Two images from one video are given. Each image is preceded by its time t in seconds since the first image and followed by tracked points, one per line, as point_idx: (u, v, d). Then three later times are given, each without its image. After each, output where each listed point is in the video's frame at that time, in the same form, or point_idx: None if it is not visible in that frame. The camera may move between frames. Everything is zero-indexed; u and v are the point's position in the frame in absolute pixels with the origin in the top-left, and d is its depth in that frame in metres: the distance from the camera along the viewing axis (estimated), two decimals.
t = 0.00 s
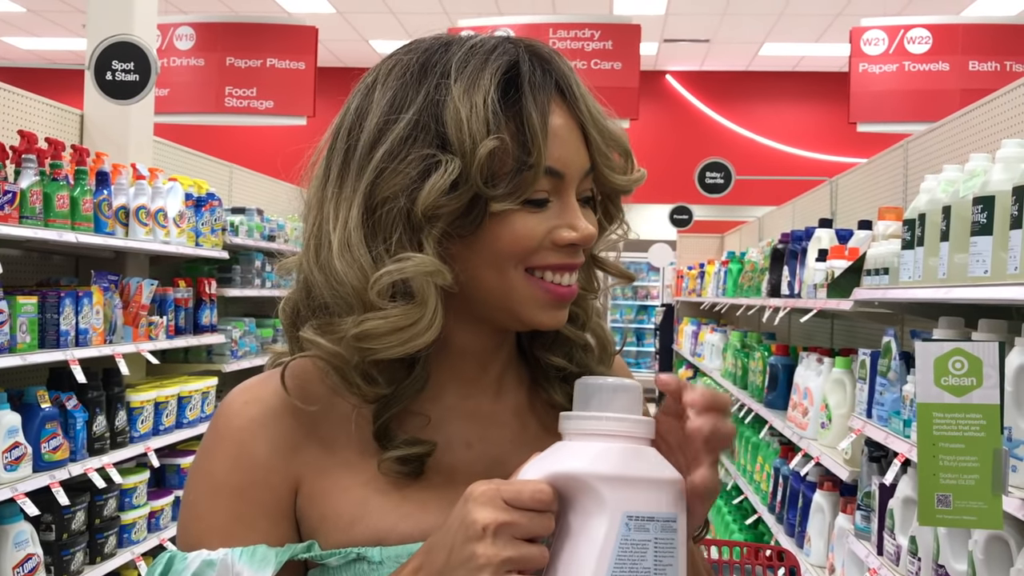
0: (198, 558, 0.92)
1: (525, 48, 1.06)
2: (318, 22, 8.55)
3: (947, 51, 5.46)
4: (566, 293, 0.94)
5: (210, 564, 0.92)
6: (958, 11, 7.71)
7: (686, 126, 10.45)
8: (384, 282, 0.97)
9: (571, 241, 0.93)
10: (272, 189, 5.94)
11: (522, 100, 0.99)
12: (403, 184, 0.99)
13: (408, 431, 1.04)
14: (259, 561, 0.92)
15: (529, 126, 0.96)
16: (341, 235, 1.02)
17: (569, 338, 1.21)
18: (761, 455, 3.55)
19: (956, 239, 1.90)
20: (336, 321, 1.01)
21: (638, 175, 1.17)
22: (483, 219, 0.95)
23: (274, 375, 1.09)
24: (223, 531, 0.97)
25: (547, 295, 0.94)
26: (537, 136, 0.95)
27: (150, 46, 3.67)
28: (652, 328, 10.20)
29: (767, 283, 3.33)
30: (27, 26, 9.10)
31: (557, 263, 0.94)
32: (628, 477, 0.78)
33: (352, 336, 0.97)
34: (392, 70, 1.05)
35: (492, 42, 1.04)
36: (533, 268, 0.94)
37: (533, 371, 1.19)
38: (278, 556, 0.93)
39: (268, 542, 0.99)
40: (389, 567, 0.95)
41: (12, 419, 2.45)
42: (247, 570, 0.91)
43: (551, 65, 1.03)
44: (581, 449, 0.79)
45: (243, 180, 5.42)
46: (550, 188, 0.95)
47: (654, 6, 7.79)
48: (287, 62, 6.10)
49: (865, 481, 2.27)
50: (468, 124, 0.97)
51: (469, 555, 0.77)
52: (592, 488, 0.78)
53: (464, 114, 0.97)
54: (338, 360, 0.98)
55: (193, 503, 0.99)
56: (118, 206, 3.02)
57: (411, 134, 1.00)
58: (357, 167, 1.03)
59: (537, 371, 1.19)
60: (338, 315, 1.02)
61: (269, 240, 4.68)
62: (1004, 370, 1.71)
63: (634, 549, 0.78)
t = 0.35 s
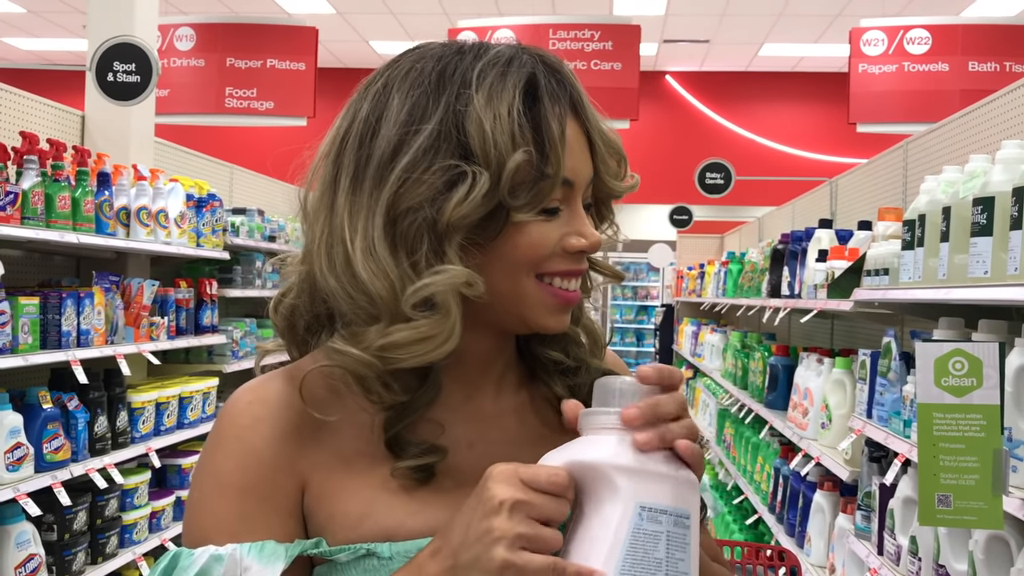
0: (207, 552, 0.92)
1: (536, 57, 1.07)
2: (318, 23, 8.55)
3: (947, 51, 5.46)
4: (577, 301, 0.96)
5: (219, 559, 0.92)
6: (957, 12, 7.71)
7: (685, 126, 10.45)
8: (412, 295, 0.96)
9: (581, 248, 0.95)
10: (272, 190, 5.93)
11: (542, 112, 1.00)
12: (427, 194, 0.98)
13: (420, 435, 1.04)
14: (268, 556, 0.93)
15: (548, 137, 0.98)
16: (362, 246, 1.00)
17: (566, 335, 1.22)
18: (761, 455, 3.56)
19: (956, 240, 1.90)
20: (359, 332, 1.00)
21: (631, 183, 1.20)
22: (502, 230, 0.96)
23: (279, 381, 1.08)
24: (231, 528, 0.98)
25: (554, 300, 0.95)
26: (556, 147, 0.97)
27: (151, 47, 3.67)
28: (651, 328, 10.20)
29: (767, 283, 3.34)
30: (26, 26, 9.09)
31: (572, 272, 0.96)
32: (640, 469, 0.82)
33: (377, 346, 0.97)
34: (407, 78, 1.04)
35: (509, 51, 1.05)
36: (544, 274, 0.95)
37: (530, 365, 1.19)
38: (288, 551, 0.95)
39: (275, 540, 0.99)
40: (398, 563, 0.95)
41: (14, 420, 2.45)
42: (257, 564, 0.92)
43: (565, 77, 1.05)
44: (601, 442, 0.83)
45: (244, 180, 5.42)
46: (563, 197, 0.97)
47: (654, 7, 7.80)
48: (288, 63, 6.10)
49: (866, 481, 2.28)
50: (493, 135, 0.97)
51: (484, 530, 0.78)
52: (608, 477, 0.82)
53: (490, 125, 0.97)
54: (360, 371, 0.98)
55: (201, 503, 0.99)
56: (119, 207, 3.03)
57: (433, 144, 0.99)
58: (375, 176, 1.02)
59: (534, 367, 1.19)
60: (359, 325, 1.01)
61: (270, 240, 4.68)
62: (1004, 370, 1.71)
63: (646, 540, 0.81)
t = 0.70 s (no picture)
0: (208, 552, 0.93)
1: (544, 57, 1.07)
2: (315, 20, 8.53)
3: (944, 47, 5.47)
4: (574, 303, 0.98)
5: (220, 557, 0.92)
6: (954, 8, 7.72)
7: (682, 123, 10.45)
8: (417, 299, 0.97)
9: (581, 252, 0.97)
10: (270, 187, 5.93)
11: (554, 116, 1.00)
12: (437, 197, 0.99)
13: (422, 431, 1.04)
14: (271, 555, 0.93)
15: (557, 142, 0.99)
16: (368, 246, 0.99)
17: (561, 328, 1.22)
18: (759, 450, 3.57)
19: (954, 235, 1.91)
20: (361, 331, 1.00)
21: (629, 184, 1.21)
22: (508, 234, 0.97)
23: (277, 377, 1.07)
24: (232, 524, 0.98)
25: (553, 301, 0.97)
26: (563, 152, 0.98)
27: (149, 45, 3.65)
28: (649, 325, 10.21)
29: (765, 279, 3.34)
30: (22, 24, 9.06)
31: (572, 276, 0.98)
32: (647, 474, 0.82)
33: (378, 346, 0.97)
34: (416, 77, 1.03)
35: (520, 53, 1.04)
36: (544, 276, 0.97)
37: (526, 358, 1.20)
38: (290, 549, 0.95)
39: (279, 538, 1.00)
40: (403, 560, 0.95)
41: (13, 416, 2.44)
42: (259, 563, 0.92)
43: (574, 81, 1.06)
44: (607, 445, 0.83)
45: (242, 178, 5.42)
46: (566, 203, 0.98)
47: (651, 4, 7.80)
48: (285, 60, 6.09)
49: (864, 475, 2.29)
50: (506, 139, 0.97)
51: (497, 539, 0.80)
52: (616, 481, 0.82)
53: (502, 129, 0.97)
54: (360, 370, 0.97)
55: (202, 500, 0.99)
56: (118, 203, 3.02)
57: (444, 147, 0.99)
58: (383, 177, 1.01)
59: (530, 360, 1.20)
60: (359, 323, 1.01)
61: (268, 237, 4.68)
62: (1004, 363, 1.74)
63: (654, 544, 0.81)
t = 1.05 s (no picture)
0: (206, 554, 0.91)
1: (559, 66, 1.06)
2: (309, 17, 8.51)
3: (938, 45, 5.47)
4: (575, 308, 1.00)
5: (218, 560, 0.91)
6: (949, 6, 7.72)
7: (679, 120, 10.44)
8: (458, 309, 0.92)
9: (586, 260, 0.98)
10: (263, 185, 5.91)
11: (578, 124, 1.00)
12: (469, 202, 0.95)
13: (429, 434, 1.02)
14: (270, 556, 0.92)
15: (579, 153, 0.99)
16: (395, 249, 0.94)
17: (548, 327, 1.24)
18: (752, 449, 3.58)
19: (945, 234, 1.91)
20: (385, 334, 0.95)
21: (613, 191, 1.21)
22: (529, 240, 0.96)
23: (274, 377, 1.03)
24: (229, 526, 0.95)
25: (555, 307, 0.99)
26: (583, 160, 0.99)
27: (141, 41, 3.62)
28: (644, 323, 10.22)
29: (758, 277, 3.34)
30: (14, 20, 9.02)
31: (577, 282, 0.99)
32: (647, 472, 0.81)
33: (408, 352, 0.92)
34: (439, 76, 0.99)
35: (542, 57, 1.03)
36: (555, 285, 0.99)
37: (514, 350, 1.21)
38: (289, 550, 0.94)
39: (277, 538, 0.98)
40: (402, 561, 0.95)
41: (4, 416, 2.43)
42: (258, 565, 0.91)
43: (590, 88, 1.04)
44: (609, 443, 0.82)
45: (235, 175, 5.41)
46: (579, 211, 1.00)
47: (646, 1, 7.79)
48: (278, 57, 6.08)
49: (856, 474, 2.30)
50: (537, 147, 0.96)
51: (489, 537, 0.78)
52: (615, 479, 0.81)
53: (535, 137, 0.96)
54: (389, 372, 0.93)
55: (197, 500, 0.96)
56: (110, 201, 3.02)
57: (477, 150, 0.95)
58: (410, 177, 0.96)
59: (519, 355, 1.21)
60: (379, 327, 0.96)
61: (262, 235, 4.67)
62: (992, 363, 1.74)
63: (655, 543, 0.81)
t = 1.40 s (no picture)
0: (191, 547, 0.89)
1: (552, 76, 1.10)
2: (306, 22, 8.55)
3: (933, 53, 5.47)
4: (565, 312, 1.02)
5: (204, 554, 0.89)
6: (945, 15, 7.73)
7: (677, 126, 10.45)
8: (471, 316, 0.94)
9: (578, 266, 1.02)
10: (259, 191, 5.93)
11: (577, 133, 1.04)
12: (475, 209, 0.97)
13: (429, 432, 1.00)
14: (257, 551, 0.90)
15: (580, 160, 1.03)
16: (405, 254, 0.96)
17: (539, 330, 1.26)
18: (746, 456, 3.58)
19: (935, 241, 1.92)
20: (397, 336, 0.95)
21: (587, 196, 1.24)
22: (532, 246, 0.99)
23: (264, 373, 1.02)
24: (217, 520, 0.93)
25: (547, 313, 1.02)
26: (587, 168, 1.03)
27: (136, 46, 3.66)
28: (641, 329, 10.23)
29: (752, 284, 3.35)
30: (13, 24, 9.07)
31: (569, 288, 1.02)
32: (647, 477, 0.82)
33: (421, 353, 0.93)
34: (445, 83, 1.01)
35: (539, 67, 1.05)
36: (549, 291, 1.02)
37: (504, 347, 1.22)
38: (278, 546, 0.91)
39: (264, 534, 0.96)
40: (392, 559, 0.95)
41: None
42: (245, 560, 0.89)
43: (582, 94, 1.07)
44: (608, 448, 0.84)
45: (231, 180, 5.43)
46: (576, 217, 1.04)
47: (642, 8, 7.81)
48: (276, 62, 6.11)
49: (847, 481, 2.30)
50: (541, 155, 0.99)
51: (503, 542, 0.81)
52: (618, 485, 0.83)
53: (539, 145, 0.99)
54: (404, 372, 0.93)
55: (183, 494, 0.93)
56: (103, 206, 3.03)
57: (482, 158, 0.98)
58: (417, 184, 0.98)
59: (510, 355, 1.22)
60: (389, 330, 0.97)
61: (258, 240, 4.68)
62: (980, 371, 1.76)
63: (651, 546, 0.83)
